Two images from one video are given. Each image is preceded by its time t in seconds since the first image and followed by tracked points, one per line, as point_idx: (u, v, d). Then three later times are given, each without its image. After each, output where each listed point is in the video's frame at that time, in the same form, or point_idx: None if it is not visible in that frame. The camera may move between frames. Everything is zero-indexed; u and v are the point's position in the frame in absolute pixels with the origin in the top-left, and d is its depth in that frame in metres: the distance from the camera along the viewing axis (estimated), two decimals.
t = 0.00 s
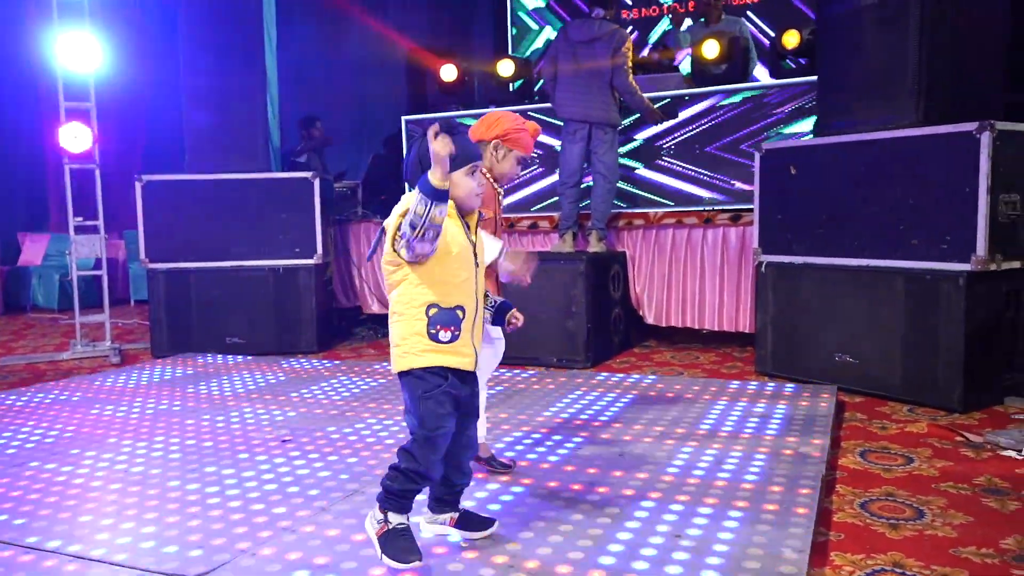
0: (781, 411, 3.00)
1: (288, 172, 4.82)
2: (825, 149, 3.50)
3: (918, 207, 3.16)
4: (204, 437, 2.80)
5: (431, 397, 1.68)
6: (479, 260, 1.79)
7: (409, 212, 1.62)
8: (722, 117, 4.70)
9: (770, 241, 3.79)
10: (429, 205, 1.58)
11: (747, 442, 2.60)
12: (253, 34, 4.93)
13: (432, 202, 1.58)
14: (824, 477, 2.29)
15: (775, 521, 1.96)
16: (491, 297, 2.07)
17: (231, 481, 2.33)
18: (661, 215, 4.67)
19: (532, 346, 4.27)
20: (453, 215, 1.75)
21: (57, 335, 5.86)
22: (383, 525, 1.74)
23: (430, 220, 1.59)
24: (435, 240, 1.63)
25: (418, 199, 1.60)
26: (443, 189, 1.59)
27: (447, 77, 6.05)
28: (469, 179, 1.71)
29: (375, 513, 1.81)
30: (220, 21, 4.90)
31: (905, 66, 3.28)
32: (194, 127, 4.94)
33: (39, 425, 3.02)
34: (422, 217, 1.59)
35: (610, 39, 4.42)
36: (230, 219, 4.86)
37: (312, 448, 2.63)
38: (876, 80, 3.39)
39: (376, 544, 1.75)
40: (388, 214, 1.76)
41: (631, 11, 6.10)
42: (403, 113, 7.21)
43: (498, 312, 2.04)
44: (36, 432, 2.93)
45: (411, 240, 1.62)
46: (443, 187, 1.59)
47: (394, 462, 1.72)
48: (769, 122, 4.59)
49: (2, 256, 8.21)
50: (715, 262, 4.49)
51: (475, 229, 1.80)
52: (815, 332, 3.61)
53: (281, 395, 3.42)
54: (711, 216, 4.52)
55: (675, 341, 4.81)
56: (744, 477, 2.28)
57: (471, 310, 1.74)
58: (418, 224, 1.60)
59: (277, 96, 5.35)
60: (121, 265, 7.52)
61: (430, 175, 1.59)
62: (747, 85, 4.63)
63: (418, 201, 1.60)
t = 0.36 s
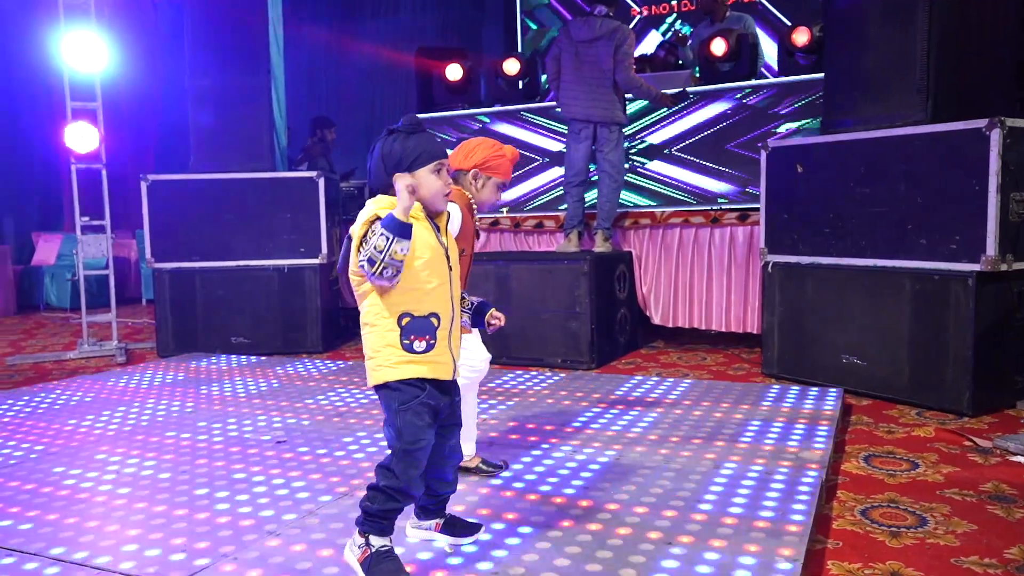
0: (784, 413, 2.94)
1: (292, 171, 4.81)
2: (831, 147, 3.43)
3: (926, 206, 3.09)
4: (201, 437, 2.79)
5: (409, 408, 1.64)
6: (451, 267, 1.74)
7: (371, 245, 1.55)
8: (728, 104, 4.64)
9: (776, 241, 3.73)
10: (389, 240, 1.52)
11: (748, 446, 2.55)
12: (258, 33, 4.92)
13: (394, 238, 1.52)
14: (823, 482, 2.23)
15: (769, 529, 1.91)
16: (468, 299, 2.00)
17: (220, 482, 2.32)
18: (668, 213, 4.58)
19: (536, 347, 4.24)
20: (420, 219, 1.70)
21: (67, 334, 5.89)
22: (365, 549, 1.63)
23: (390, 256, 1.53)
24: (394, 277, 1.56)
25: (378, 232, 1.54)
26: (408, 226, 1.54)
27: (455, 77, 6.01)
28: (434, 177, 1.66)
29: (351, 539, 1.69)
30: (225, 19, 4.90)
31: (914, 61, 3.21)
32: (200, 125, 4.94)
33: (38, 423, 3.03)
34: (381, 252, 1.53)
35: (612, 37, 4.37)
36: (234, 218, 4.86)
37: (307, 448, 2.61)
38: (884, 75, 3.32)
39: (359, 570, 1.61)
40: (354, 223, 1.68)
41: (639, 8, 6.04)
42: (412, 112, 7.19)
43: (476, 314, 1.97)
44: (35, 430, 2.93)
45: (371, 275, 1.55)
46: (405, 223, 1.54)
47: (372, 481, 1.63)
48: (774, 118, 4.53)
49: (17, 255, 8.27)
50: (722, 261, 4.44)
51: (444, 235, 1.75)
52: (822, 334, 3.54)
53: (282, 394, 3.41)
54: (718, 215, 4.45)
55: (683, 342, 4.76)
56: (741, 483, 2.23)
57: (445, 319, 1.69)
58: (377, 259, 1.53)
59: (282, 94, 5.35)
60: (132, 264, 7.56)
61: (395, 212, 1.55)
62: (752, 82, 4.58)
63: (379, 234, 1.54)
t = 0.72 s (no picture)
0: (821, 420, 2.84)
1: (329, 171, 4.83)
2: (873, 144, 3.32)
3: (973, 206, 2.95)
4: (229, 437, 2.81)
5: (388, 445, 1.60)
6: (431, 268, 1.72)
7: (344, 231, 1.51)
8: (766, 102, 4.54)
9: (816, 242, 3.62)
10: (366, 227, 1.49)
11: (780, 454, 2.47)
12: (295, 35, 4.96)
13: (372, 223, 1.49)
14: (856, 493, 2.15)
15: (796, 541, 1.83)
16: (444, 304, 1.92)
17: (242, 483, 2.32)
18: (706, 214, 4.50)
19: (568, 349, 4.20)
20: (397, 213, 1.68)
21: (113, 332, 6.02)
22: None
23: (366, 245, 1.49)
24: (368, 268, 1.52)
25: (356, 218, 1.50)
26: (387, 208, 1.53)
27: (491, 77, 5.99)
28: (410, 167, 1.64)
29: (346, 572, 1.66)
30: (263, 22, 4.94)
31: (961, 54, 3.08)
32: (239, 127, 4.99)
33: (74, 421, 3.09)
34: (356, 238, 1.49)
35: (640, 33, 4.30)
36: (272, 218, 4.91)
37: (331, 450, 2.61)
38: (927, 69, 3.21)
39: None
40: (324, 222, 1.61)
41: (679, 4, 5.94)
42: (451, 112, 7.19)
43: (451, 321, 1.89)
44: (70, 428, 2.99)
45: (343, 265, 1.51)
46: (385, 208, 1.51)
47: (356, 518, 1.60)
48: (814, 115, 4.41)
49: (70, 255, 8.49)
50: (762, 262, 4.33)
51: (422, 230, 1.74)
52: (863, 339, 3.43)
53: (312, 394, 3.42)
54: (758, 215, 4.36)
55: (721, 344, 4.67)
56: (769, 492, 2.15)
57: (429, 324, 1.67)
58: (351, 247, 1.49)
59: (319, 95, 5.39)
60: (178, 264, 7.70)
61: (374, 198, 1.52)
62: (790, 79, 4.47)
63: (358, 218, 1.50)
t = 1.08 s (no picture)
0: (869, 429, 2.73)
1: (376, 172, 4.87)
2: (931, 140, 3.17)
3: None
4: (269, 436, 2.84)
5: (410, 439, 1.59)
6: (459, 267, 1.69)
7: (373, 274, 1.50)
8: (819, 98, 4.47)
9: (870, 243, 3.48)
10: (395, 271, 1.48)
11: (824, 463, 2.38)
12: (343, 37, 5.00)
13: (399, 268, 1.48)
14: (905, 506, 2.05)
15: (835, 556, 1.75)
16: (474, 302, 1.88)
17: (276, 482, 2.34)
18: (755, 213, 4.36)
19: (612, 351, 4.14)
20: (426, 216, 1.65)
21: (168, 329, 6.17)
22: None
23: (398, 286, 1.50)
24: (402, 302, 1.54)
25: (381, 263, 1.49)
26: (410, 254, 1.49)
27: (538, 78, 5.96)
28: (442, 169, 1.63)
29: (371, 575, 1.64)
30: (313, 24, 5.01)
31: None
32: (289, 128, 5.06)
33: (121, 418, 3.16)
34: (388, 284, 1.49)
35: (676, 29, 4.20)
36: (320, 218, 4.95)
37: (366, 452, 2.61)
38: (991, 62, 3.06)
39: None
40: (356, 220, 1.61)
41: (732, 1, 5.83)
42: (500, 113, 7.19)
43: (482, 318, 1.84)
44: (118, 424, 3.06)
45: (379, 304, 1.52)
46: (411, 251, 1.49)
47: (377, 515, 1.60)
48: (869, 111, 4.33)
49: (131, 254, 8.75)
50: (814, 263, 4.20)
51: (451, 229, 1.71)
52: (918, 344, 3.29)
53: (354, 395, 3.44)
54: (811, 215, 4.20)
55: (772, 348, 4.55)
56: (811, 503, 2.07)
57: (455, 324, 1.64)
58: (385, 291, 1.50)
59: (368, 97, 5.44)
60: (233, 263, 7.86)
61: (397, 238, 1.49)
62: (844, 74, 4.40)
63: (384, 264, 1.49)
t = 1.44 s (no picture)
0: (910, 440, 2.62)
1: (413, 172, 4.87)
2: (981, 139, 3.04)
3: None
4: (295, 438, 2.84)
5: (422, 444, 1.54)
6: (480, 271, 1.64)
7: (397, 279, 1.46)
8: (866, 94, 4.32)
9: (917, 245, 3.35)
10: (421, 277, 1.43)
11: (859, 476, 2.28)
12: (381, 38, 5.01)
13: (425, 274, 1.43)
14: (944, 524, 1.95)
15: None
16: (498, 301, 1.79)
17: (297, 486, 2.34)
18: (798, 215, 4.24)
19: (647, 354, 4.06)
20: (448, 219, 1.61)
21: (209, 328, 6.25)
22: None
23: (422, 293, 1.45)
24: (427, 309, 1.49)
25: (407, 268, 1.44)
26: (436, 260, 1.44)
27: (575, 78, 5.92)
28: (465, 168, 1.57)
29: None
30: (351, 26, 5.02)
31: None
32: (328, 130, 5.09)
33: (154, 417, 3.20)
34: (413, 289, 1.44)
35: (709, 25, 4.09)
36: (357, 219, 4.96)
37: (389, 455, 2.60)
38: None
39: None
40: (376, 222, 1.57)
41: None
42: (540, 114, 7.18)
43: (505, 321, 1.75)
44: (150, 424, 3.09)
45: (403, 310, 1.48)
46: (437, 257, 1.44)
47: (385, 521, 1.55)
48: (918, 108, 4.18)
49: (180, 254, 8.98)
50: (859, 266, 4.07)
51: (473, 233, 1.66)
52: (967, 352, 3.15)
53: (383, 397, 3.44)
54: (855, 216, 4.05)
55: (815, 353, 4.42)
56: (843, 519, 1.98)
57: (474, 329, 1.60)
58: (409, 297, 1.45)
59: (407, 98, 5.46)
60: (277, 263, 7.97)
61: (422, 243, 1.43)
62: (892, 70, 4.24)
63: (410, 269, 1.44)
